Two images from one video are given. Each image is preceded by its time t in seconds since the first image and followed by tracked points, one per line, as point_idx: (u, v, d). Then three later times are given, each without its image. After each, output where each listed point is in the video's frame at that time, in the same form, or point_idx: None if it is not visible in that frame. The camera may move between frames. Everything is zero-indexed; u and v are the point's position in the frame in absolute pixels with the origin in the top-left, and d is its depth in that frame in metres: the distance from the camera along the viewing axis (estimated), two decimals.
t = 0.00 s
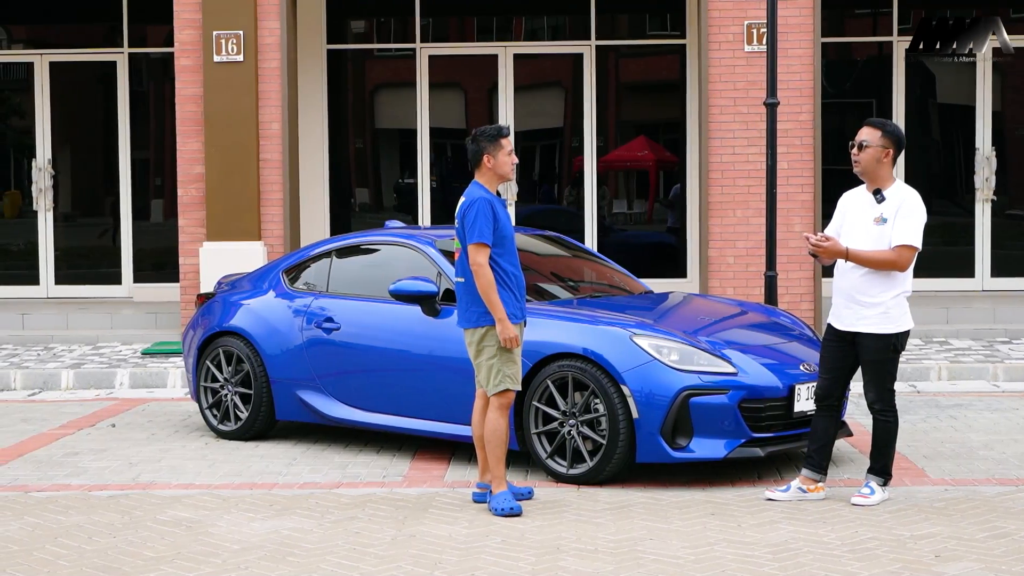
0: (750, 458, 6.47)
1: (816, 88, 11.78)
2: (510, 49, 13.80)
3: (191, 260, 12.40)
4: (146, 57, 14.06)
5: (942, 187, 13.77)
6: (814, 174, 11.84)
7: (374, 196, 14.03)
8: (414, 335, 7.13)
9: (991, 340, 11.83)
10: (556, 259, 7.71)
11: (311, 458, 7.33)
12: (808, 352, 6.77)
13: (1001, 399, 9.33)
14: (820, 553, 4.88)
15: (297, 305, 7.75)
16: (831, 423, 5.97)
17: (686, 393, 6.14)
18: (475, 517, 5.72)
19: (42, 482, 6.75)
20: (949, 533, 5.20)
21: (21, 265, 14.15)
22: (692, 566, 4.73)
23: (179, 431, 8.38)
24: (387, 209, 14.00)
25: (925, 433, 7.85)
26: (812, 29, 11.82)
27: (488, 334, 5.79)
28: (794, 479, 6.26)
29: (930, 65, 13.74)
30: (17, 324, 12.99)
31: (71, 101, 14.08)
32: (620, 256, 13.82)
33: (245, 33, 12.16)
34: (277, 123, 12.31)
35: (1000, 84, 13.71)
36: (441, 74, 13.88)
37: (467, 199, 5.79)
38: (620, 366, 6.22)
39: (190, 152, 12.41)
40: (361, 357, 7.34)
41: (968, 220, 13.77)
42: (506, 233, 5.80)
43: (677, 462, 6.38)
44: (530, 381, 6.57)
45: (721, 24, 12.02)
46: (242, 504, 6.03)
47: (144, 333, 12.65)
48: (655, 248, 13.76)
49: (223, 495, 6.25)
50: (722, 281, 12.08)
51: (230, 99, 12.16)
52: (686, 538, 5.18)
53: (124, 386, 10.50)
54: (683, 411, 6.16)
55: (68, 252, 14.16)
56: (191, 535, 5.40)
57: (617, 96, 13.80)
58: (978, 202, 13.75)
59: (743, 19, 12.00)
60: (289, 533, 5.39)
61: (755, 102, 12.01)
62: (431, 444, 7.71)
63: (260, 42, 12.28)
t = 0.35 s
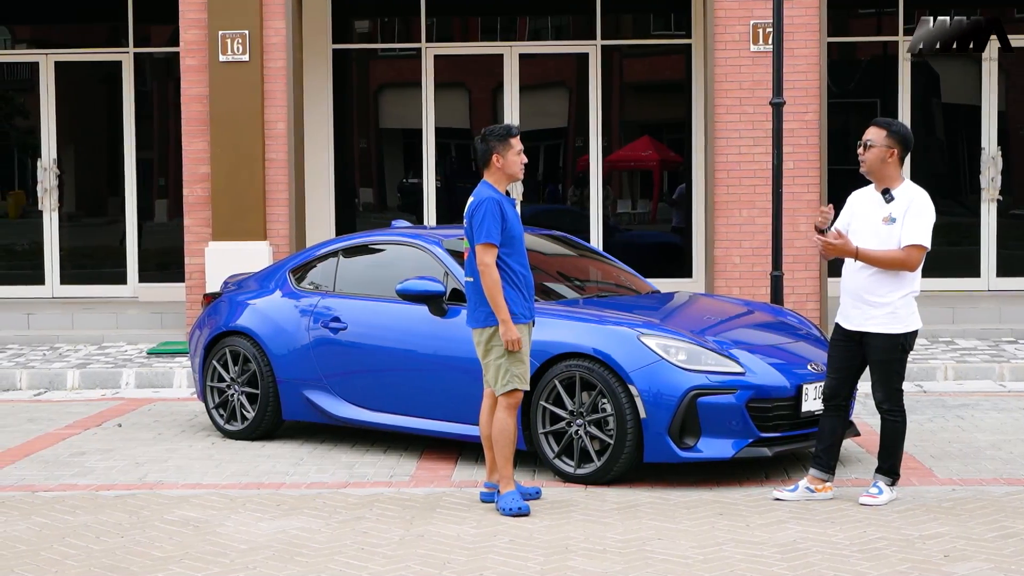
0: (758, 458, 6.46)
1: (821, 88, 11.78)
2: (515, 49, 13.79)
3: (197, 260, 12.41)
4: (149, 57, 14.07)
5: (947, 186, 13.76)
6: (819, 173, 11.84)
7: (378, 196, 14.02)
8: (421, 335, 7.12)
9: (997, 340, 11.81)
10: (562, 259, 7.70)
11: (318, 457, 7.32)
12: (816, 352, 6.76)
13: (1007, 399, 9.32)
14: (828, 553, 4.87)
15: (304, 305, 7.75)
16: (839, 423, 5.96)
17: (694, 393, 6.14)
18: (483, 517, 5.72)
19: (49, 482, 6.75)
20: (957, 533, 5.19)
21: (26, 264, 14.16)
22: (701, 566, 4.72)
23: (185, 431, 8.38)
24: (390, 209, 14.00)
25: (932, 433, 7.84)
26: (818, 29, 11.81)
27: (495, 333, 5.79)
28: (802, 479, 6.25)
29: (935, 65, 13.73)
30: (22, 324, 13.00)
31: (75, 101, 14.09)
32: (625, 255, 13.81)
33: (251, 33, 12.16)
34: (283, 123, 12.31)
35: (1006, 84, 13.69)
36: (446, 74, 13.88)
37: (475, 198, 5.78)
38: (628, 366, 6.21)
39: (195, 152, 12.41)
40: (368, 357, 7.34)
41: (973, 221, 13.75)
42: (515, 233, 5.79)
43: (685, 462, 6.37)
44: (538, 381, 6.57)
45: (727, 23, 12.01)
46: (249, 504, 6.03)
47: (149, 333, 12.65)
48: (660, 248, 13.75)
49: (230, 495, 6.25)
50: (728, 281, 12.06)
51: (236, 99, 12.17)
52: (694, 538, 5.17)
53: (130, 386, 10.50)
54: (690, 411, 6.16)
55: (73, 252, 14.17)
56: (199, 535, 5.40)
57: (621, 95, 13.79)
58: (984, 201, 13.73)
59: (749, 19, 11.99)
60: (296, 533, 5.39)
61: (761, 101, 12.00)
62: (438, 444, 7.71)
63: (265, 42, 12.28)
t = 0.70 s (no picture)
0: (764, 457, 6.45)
1: (826, 87, 11.76)
2: (519, 49, 13.78)
3: (201, 260, 12.40)
4: (153, 57, 14.07)
5: (952, 186, 13.75)
6: (824, 173, 11.83)
7: (381, 195, 14.02)
8: (426, 334, 7.12)
9: (1002, 340, 11.78)
10: (567, 258, 7.69)
11: (323, 457, 7.32)
12: (822, 352, 6.74)
13: (1013, 399, 9.30)
14: (836, 553, 4.85)
15: (309, 304, 7.74)
16: (846, 423, 5.95)
17: (700, 393, 6.13)
18: (489, 517, 5.71)
19: (54, 482, 6.74)
20: (965, 533, 5.17)
21: (29, 264, 14.16)
22: (709, 566, 4.71)
23: (190, 431, 8.37)
24: (393, 209, 14.00)
25: (938, 433, 7.82)
26: (823, 29, 11.80)
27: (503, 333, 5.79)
28: (809, 479, 6.24)
29: (938, 64, 13.72)
30: (26, 324, 13.00)
31: (78, 100, 14.10)
32: (629, 255, 13.80)
33: (255, 32, 12.16)
34: (287, 122, 12.31)
35: (1010, 84, 13.68)
36: (450, 74, 13.87)
37: (483, 197, 5.77)
38: (634, 366, 6.20)
39: (200, 151, 12.41)
40: (373, 356, 7.33)
41: (978, 220, 13.74)
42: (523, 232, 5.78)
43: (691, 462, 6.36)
44: (543, 381, 6.56)
45: (732, 23, 12.00)
46: (255, 504, 6.02)
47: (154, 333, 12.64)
48: (664, 247, 13.74)
49: (236, 495, 6.24)
50: (732, 280, 12.04)
51: (240, 98, 12.17)
52: (701, 538, 5.16)
53: (134, 386, 10.50)
54: (697, 410, 6.15)
55: (77, 252, 14.17)
56: (205, 535, 5.39)
57: (625, 95, 13.78)
58: (988, 201, 13.72)
59: (753, 18, 11.98)
60: (303, 533, 5.38)
61: (765, 101, 11.99)
62: (443, 444, 7.70)
63: (270, 42, 12.28)
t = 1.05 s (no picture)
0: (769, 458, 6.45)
1: (828, 87, 11.75)
2: (522, 48, 13.78)
3: (203, 260, 12.40)
4: (153, 57, 14.07)
5: (955, 186, 13.75)
6: (827, 173, 11.83)
7: (382, 195, 14.02)
8: (430, 334, 7.11)
9: (1004, 339, 11.77)
10: (570, 258, 7.69)
11: (327, 458, 7.31)
12: (826, 352, 6.74)
13: (1016, 399, 9.29)
14: (842, 553, 4.85)
15: (312, 305, 7.74)
16: (850, 422, 5.94)
17: (704, 393, 6.12)
18: (493, 517, 5.71)
19: (58, 482, 6.75)
20: (971, 533, 5.16)
21: (31, 264, 14.16)
22: (714, 567, 4.70)
23: (193, 431, 8.37)
24: (395, 208, 13.99)
25: (942, 433, 7.82)
26: (825, 28, 11.79)
27: (506, 332, 5.78)
28: (813, 479, 6.23)
29: (940, 64, 13.71)
30: (28, 324, 13.00)
31: (81, 100, 14.10)
32: (631, 255, 13.79)
33: (258, 32, 12.15)
34: (290, 122, 12.30)
35: (1012, 84, 13.68)
36: (451, 73, 13.87)
37: (490, 196, 5.77)
38: (639, 366, 6.20)
39: (202, 152, 12.41)
40: (377, 356, 7.33)
41: (980, 220, 13.73)
42: (529, 232, 5.79)
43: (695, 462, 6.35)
44: (548, 381, 6.56)
45: (735, 23, 12.00)
46: (259, 504, 6.02)
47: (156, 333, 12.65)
48: (666, 247, 13.73)
49: (240, 495, 6.24)
50: (735, 280, 12.04)
51: (242, 98, 12.16)
52: (706, 538, 5.16)
53: (137, 386, 10.50)
54: (701, 411, 6.14)
55: (78, 252, 14.17)
56: (210, 535, 5.39)
57: (626, 95, 13.78)
58: (990, 201, 13.71)
59: (756, 18, 11.98)
60: (307, 533, 5.38)
61: (768, 101, 11.98)
62: (447, 444, 7.69)
63: (271, 42, 12.28)
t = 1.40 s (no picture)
0: (770, 458, 6.45)
1: (829, 87, 11.75)
2: (523, 48, 13.78)
3: (204, 260, 12.40)
4: (153, 57, 14.07)
5: (955, 186, 13.75)
6: (828, 172, 11.83)
7: (382, 195, 14.02)
8: (432, 335, 7.11)
9: (1005, 340, 11.77)
10: (570, 258, 7.69)
11: (328, 458, 7.32)
12: (827, 352, 6.74)
13: (1017, 399, 9.29)
14: (844, 553, 4.85)
15: (313, 305, 7.74)
16: (853, 422, 5.93)
17: (706, 393, 6.12)
18: (496, 517, 5.72)
19: (60, 483, 6.75)
20: (973, 533, 5.16)
21: (32, 264, 14.17)
22: (717, 567, 4.70)
23: (195, 431, 8.37)
24: (395, 208, 13.99)
25: (943, 433, 7.82)
26: (825, 28, 11.78)
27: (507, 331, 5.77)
28: (815, 479, 6.23)
29: (940, 64, 13.70)
30: (29, 324, 12.99)
31: (81, 100, 14.11)
32: (632, 255, 13.80)
33: (258, 32, 12.15)
34: (290, 122, 12.30)
35: (1012, 84, 13.68)
36: (451, 74, 13.87)
37: (488, 196, 5.79)
38: (640, 366, 6.20)
39: (203, 152, 12.42)
40: (378, 357, 7.33)
41: (980, 220, 13.73)
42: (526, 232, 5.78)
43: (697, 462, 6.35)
44: (550, 381, 6.56)
45: (735, 23, 11.99)
46: (261, 505, 6.02)
47: (157, 333, 12.65)
48: (666, 247, 13.73)
49: (242, 496, 6.24)
50: (735, 280, 12.04)
51: (243, 98, 12.16)
52: (708, 538, 5.15)
53: (137, 386, 10.50)
54: (703, 411, 6.14)
55: (78, 252, 14.17)
56: (212, 535, 5.39)
57: (626, 95, 13.78)
58: (991, 201, 13.71)
59: (756, 18, 11.98)
60: (310, 533, 5.38)
61: (769, 101, 11.98)
62: (448, 445, 7.69)
63: (272, 42, 12.28)
